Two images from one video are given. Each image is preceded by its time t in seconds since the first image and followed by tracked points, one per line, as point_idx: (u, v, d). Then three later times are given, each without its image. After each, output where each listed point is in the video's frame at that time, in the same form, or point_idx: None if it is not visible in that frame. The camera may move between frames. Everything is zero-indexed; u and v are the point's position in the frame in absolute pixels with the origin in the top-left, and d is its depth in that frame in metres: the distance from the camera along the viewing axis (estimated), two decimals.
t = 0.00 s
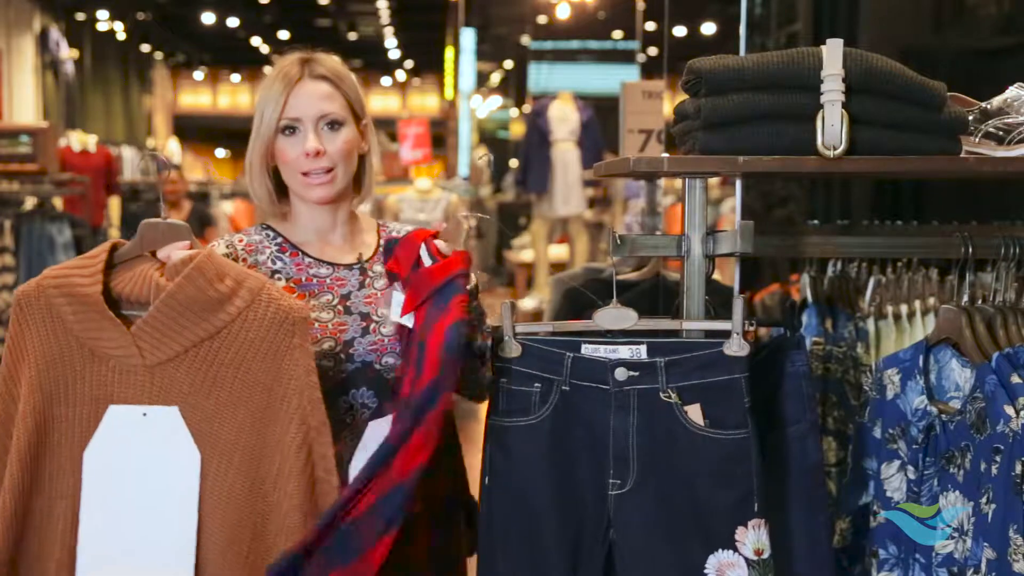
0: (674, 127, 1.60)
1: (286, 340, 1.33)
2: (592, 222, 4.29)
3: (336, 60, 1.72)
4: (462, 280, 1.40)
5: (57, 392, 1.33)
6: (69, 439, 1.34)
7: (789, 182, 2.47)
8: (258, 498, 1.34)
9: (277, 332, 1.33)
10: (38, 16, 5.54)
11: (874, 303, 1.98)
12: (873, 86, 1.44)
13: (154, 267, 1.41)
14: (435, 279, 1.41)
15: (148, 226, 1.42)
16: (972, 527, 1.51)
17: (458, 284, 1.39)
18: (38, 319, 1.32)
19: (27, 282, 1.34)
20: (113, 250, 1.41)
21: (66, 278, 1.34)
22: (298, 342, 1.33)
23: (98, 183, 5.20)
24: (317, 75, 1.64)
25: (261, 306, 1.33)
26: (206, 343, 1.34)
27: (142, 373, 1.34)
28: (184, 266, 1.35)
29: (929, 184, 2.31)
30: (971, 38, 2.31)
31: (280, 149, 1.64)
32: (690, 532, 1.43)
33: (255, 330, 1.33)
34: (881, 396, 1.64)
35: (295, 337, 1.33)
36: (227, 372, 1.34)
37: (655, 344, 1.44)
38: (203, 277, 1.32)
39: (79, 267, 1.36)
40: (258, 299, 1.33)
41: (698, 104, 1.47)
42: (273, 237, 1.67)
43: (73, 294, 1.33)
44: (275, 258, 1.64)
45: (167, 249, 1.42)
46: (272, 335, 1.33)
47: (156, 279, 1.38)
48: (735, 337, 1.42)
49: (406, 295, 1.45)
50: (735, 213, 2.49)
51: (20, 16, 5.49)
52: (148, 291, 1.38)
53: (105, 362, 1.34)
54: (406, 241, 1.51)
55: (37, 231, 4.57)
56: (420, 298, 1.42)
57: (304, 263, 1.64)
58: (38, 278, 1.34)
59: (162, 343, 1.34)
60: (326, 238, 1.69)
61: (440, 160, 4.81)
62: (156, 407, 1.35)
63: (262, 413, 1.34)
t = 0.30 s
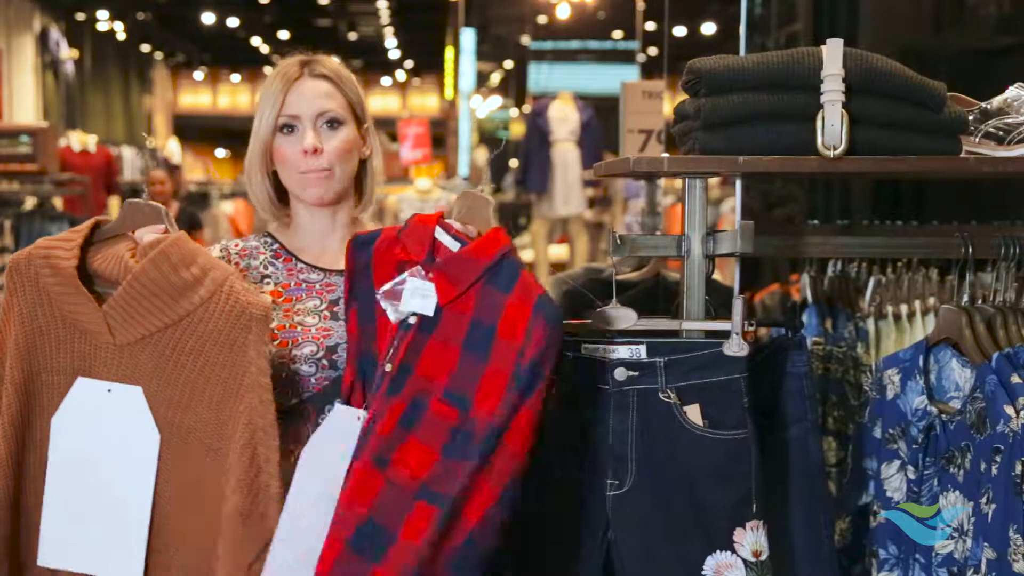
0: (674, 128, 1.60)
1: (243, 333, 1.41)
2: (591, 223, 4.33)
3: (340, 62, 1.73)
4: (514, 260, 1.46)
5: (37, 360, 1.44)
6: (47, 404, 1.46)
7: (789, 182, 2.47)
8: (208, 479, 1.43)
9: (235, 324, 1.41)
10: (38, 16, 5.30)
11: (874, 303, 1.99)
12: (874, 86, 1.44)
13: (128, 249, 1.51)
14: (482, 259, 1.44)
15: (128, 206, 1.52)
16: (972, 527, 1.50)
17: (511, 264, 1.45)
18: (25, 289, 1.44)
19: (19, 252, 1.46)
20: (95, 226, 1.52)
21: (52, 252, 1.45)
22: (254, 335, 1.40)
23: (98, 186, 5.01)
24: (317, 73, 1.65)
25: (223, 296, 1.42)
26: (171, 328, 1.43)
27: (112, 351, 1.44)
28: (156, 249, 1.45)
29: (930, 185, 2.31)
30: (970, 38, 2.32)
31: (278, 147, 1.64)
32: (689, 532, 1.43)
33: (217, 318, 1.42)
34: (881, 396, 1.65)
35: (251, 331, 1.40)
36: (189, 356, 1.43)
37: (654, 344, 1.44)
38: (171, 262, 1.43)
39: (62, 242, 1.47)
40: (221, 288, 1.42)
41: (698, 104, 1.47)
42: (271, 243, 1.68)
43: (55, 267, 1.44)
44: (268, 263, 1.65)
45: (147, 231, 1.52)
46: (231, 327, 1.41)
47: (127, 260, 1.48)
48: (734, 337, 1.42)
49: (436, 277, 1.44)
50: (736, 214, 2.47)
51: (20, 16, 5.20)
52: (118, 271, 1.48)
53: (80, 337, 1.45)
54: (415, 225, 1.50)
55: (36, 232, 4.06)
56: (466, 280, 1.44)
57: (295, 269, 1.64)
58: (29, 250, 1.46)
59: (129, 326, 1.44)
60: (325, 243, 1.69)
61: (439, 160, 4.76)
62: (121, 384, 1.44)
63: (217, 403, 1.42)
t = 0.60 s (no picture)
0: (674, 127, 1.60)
1: (253, 309, 1.36)
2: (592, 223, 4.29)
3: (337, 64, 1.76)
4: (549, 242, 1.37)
5: (35, 352, 1.40)
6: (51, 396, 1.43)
7: (789, 182, 2.47)
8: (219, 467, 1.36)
9: (244, 299, 1.37)
10: (38, 16, 5.23)
11: (875, 303, 2.00)
12: (874, 86, 1.44)
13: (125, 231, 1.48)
14: (513, 252, 1.35)
15: (126, 188, 1.65)
16: (972, 527, 1.50)
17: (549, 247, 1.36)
18: (12, 282, 1.39)
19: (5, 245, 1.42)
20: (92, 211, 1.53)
21: (43, 241, 1.41)
22: (265, 309, 1.36)
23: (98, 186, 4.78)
24: (314, 74, 1.68)
25: (231, 273, 1.38)
26: (177, 309, 1.38)
27: (118, 337, 1.40)
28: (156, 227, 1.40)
29: (929, 185, 2.31)
30: (970, 38, 2.32)
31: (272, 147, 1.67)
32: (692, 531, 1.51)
33: (223, 296, 1.37)
34: (881, 397, 1.64)
35: (263, 306, 1.36)
36: (197, 338, 1.38)
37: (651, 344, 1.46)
38: (174, 239, 1.37)
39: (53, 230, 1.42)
40: (228, 265, 1.38)
41: (698, 104, 1.47)
42: (261, 251, 1.74)
43: (45, 255, 1.39)
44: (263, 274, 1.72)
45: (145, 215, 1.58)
46: (240, 303, 1.37)
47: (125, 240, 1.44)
48: (732, 340, 1.42)
49: (470, 280, 1.34)
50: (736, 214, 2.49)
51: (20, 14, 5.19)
52: (117, 254, 1.43)
53: (80, 327, 1.40)
54: (419, 240, 1.38)
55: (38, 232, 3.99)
56: (503, 275, 1.34)
57: (286, 278, 1.70)
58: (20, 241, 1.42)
59: (130, 309, 1.39)
60: (316, 248, 1.76)
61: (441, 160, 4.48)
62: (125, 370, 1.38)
63: (228, 383, 1.37)
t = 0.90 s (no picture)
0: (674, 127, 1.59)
1: (289, 307, 1.38)
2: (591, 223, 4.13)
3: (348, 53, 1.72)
4: (579, 242, 1.40)
5: (45, 364, 1.36)
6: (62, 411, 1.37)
7: (788, 182, 2.48)
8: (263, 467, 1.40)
9: (279, 299, 1.38)
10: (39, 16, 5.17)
11: (874, 303, 1.99)
12: (874, 87, 1.44)
13: (146, 234, 1.42)
14: (547, 253, 1.37)
15: (143, 189, 1.48)
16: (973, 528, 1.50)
17: (579, 246, 1.40)
18: (21, 292, 1.34)
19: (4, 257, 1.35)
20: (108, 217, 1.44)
21: (54, 248, 1.35)
22: (302, 307, 1.38)
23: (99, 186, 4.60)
24: (327, 66, 1.64)
25: (263, 273, 1.39)
26: (206, 312, 1.39)
27: (140, 345, 1.38)
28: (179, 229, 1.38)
29: (929, 185, 2.32)
30: (970, 38, 2.31)
31: (278, 140, 1.64)
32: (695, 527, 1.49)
33: (256, 296, 1.39)
34: (881, 396, 1.64)
35: (300, 304, 1.38)
36: (230, 341, 1.39)
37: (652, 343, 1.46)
38: (200, 240, 1.36)
39: (65, 237, 1.37)
40: (260, 265, 1.39)
41: (698, 104, 1.47)
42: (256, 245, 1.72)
43: (59, 265, 1.34)
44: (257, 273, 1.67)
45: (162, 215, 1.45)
46: (276, 301, 1.38)
47: (148, 245, 1.39)
48: (737, 340, 1.43)
49: (511, 284, 1.35)
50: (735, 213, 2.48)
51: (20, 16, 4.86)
52: (140, 258, 1.40)
53: (98, 337, 1.37)
54: (446, 246, 1.38)
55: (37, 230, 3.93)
56: (541, 277, 1.36)
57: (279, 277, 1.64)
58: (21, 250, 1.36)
59: (157, 315, 1.38)
60: (312, 241, 1.74)
61: (440, 161, 4.31)
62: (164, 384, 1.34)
63: (268, 384, 1.40)
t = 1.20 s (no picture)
0: (674, 127, 1.59)
1: (334, 313, 1.32)
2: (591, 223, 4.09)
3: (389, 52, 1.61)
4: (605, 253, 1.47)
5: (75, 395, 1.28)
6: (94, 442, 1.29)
7: (788, 182, 2.47)
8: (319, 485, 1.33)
9: (322, 308, 1.32)
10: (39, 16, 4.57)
11: (874, 303, 1.99)
12: (874, 86, 1.44)
13: (178, 249, 1.36)
14: (576, 268, 1.44)
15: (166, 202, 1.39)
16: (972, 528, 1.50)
17: (606, 259, 1.47)
18: (49, 319, 1.27)
19: (28, 285, 1.29)
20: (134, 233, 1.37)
21: (81, 273, 1.28)
22: (347, 315, 1.32)
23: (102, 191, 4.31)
24: (364, 69, 1.55)
25: (304, 281, 1.32)
26: (247, 326, 1.31)
27: (178, 367, 1.30)
28: (215, 243, 1.34)
29: (929, 185, 2.32)
30: (970, 38, 2.31)
31: (317, 147, 1.56)
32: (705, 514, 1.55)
33: (299, 306, 1.32)
34: (881, 397, 1.64)
35: (343, 309, 1.32)
36: (275, 356, 1.32)
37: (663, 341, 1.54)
38: (237, 252, 1.30)
39: (90, 258, 1.30)
40: (299, 273, 1.32)
41: (698, 104, 1.47)
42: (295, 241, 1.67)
43: (87, 290, 1.27)
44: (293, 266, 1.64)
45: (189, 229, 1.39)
46: (319, 308, 1.32)
47: (184, 260, 1.35)
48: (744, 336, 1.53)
49: (545, 302, 1.43)
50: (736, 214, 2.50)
51: (19, 17, 4.52)
52: (178, 274, 1.35)
53: (133, 360, 1.30)
54: (476, 269, 1.45)
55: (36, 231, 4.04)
56: (572, 292, 1.44)
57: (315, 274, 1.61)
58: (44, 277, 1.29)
59: (195, 334, 1.30)
60: (351, 243, 1.65)
61: (439, 161, 4.29)
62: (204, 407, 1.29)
63: (316, 398, 1.32)
